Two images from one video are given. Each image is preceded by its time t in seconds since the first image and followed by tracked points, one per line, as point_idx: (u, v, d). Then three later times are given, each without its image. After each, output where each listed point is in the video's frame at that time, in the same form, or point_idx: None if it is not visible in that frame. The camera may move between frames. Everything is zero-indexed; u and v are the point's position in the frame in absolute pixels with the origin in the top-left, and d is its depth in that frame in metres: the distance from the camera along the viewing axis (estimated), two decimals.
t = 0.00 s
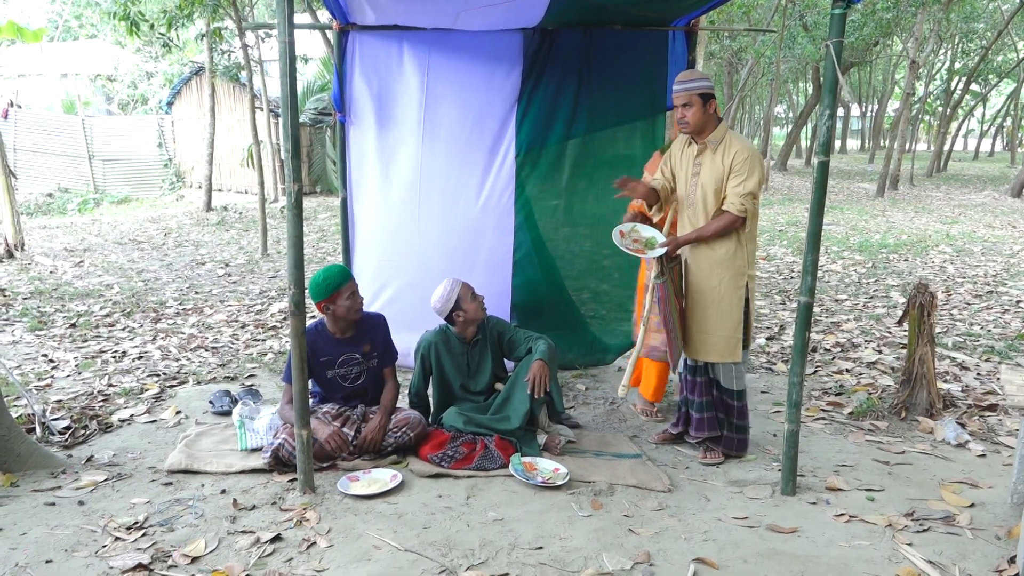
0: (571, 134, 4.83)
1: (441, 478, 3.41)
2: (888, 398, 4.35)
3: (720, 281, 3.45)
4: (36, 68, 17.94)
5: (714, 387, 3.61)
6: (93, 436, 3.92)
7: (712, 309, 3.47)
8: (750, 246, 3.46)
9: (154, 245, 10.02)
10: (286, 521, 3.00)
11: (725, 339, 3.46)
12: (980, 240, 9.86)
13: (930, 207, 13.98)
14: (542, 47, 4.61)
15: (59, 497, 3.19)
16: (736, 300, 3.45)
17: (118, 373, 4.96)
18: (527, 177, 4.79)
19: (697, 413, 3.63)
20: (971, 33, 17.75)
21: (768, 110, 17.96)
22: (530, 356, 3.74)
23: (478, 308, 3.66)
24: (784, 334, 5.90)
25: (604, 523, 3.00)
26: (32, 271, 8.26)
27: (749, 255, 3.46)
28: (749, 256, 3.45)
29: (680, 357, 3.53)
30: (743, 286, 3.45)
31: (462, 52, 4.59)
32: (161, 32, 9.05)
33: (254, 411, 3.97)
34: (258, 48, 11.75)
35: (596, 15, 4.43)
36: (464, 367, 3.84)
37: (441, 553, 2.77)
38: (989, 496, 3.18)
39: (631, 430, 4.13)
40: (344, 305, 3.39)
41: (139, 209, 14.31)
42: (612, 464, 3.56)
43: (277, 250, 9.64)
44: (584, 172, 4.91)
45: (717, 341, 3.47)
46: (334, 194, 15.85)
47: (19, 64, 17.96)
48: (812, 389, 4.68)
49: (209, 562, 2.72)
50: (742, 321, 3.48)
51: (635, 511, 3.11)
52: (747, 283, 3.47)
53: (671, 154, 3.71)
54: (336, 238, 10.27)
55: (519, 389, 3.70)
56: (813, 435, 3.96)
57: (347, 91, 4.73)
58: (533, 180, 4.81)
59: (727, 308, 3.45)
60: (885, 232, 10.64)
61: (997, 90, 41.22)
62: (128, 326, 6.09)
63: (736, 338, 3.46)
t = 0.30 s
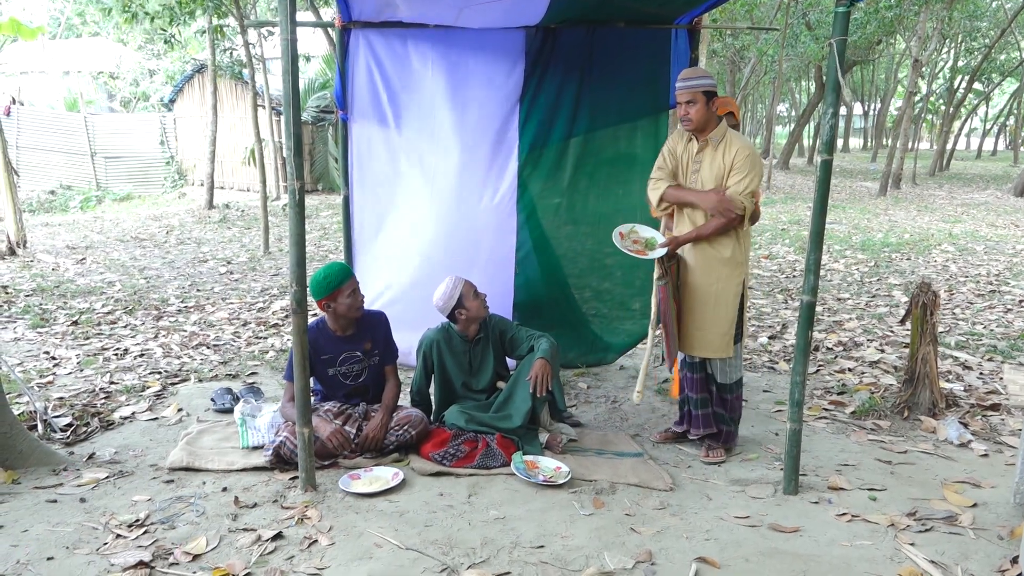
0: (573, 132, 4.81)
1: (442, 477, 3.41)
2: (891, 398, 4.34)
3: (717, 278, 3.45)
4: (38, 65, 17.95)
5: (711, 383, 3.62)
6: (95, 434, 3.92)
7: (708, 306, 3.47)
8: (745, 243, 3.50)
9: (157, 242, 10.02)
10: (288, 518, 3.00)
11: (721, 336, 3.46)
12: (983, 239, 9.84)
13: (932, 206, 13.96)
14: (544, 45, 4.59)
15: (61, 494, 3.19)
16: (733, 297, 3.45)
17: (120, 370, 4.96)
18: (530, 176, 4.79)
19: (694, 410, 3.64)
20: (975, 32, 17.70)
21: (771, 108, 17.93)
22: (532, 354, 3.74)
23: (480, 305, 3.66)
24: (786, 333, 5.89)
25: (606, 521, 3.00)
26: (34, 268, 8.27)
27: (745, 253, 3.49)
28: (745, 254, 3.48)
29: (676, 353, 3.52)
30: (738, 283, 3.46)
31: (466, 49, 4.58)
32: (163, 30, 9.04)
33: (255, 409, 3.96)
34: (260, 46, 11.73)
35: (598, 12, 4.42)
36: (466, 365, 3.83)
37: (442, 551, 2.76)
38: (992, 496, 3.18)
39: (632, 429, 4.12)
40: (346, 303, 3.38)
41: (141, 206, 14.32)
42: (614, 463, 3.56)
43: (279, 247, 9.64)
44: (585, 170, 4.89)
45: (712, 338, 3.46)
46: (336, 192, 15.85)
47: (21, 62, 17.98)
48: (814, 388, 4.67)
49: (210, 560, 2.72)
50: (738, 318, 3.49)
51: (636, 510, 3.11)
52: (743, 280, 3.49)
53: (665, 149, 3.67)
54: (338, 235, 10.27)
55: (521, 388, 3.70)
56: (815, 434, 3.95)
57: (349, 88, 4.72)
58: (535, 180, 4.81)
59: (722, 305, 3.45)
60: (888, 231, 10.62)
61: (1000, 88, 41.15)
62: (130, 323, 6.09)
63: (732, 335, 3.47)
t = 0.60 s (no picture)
0: (574, 129, 4.81)
1: (442, 473, 3.41)
2: (891, 395, 4.34)
3: (714, 274, 3.45)
4: (39, 60, 17.92)
5: (711, 379, 3.62)
6: (95, 429, 3.92)
7: (706, 301, 3.46)
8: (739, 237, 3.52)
9: (157, 238, 10.02)
10: (287, 514, 3.00)
11: (720, 331, 3.47)
12: (984, 237, 9.83)
13: (934, 203, 13.94)
14: (545, 42, 4.61)
15: (61, 489, 3.20)
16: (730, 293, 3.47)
17: (120, 366, 4.96)
18: (531, 173, 4.79)
19: (697, 406, 3.64)
20: (977, 29, 17.64)
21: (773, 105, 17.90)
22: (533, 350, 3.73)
23: (481, 301, 3.65)
24: (787, 330, 5.88)
25: (605, 518, 3.00)
26: (35, 263, 8.27)
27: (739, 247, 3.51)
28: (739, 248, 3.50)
29: (676, 350, 3.52)
30: (734, 278, 3.47)
31: (467, 45, 4.58)
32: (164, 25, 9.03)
33: (256, 404, 3.96)
34: (262, 41, 11.71)
35: (599, 9, 4.40)
36: (467, 361, 3.83)
37: (442, 547, 2.77)
38: (992, 493, 3.18)
39: (633, 425, 4.12)
40: (342, 300, 3.38)
41: (141, 201, 14.31)
42: (614, 459, 3.56)
43: (280, 243, 9.63)
44: (586, 166, 4.89)
45: (711, 333, 3.47)
46: (337, 188, 15.84)
47: (22, 56, 17.95)
48: (815, 385, 4.67)
49: (210, 555, 2.72)
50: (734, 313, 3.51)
51: (636, 507, 3.11)
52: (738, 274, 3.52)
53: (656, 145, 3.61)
54: (339, 231, 10.27)
55: (521, 384, 3.70)
56: (815, 431, 3.95)
57: (349, 84, 4.68)
58: (537, 176, 4.81)
59: (719, 300, 3.46)
60: (889, 228, 10.60)
61: (1003, 85, 41.09)
62: (130, 319, 6.09)
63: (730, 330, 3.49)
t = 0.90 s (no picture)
0: (572, 127, 4.80)
1: (440, 472, 3.41)
2: (888, 394, 4.34)
3: (703, 272, 3.45)
4: (36, 58, 17.87)
5: (704, 378, 3.62)
6: (92, 428, 3.91)
7: (697, 299, 3.46)
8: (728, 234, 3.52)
9: (155, 236, 10.00)
10: (284, 513, 3.00)
11: (711, 329, 3.46)
12: (981, 235, 9.84)
13: (931, 202, 13.96)
14: (543, 40, 4.61)
15: (57, 488, 3.19)
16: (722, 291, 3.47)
17: (117, 364, 4.95)
18: (529, 172, 4.79)
19: (690, 405, 3.64)
20: (975, 27, 17.66)
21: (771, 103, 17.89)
22: (531, 350, 3.72)
23: (479, 300, 3.65)
24: (784, 328, 5.88)
25: (603, 516, 3.00)
26: (32, 261, 8.24)
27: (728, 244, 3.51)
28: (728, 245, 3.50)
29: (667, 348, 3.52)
30: (723, 274, 3.47)
31: (466, 45, 4.58)
32: (161, 23, 9.01)
33: (253, 403, 3.95)
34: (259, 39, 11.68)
35: (597, 8, 4.40)
36: (464, 360, 3.83)
37: (439, 546, 2.76)
38: (989, 492, 3.18)
39: (630, 424, 4.12)
40: (325, 308, 3.38)
41: (139, 200, 14.28)
42: (611, 458, 3.55)
43: (278, 242, 9.62)
44: (584, 165, 4.88)
45: (701, 330, 3.47)
46: (335, 186, 15.82)
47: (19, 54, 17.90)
48: (812, 384, 4.67)
49: (207, 554, 2.72)
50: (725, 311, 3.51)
51: (634, 506, 3.11)
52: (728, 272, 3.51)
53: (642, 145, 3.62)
54: (336, 230, 10.26)
55: (519, 382, 3.69)
56: (813, 429, 3.95)
57: (347, 83, 4.65)
58: (534, 175, 4.81)
59: (710, 297, 3.45)
60: (887, 227, 10.62)
61: (1000, 84, 41.11)
62: (127, 317, 6.07)
63: (721, 327, 3.49)
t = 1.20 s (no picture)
0: (567, 126, 4.80)
1: (434, 471, 3.40)
2: (882, 393, 4.35)
3: (695, 271, 3.45)
4: (30, 57, 17.80)
5: (686, 378, 3.64)
6: (85, 428, 3.90)
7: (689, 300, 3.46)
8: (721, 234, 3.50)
9: (149, 236, 9.97)
10: (278, 513, 2.99)
11: (703, 329, 3.46)
12: (976, 234, 9.87)
13: (925, 200, 14.01)
14: (538, 39, 4.60)
15: (50, 489, 3.18)
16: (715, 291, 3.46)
17: (111, 364, 4.93)
18: (524, 170, 4.79)
19: (671, 405, 3.65)
20: (970, 27, 17.70)
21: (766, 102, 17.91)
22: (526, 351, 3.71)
23: (474, 300, 3.64)
24: (779, 327, 5.89)
25: (597, 516, 3.00)
26: (26, 261, 8.21)
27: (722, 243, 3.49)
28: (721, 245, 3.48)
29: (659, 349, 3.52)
30: (717, 273, 3.46)
31: (460, 43, 4.57)
32: (155, 21, 8.97)
33: (247, 403, 3.93)
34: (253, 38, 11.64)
35: (593, 6, 4.40)
36: (459, 359, 3.82)
37: (433, 546, 2.76)
38: (982, 490, 3.19)
39: (625, 423, 4.12)
40: (347, 315, 3.37)
41: (134, 199, 14.24)
42: (606, 457, 3.55)
43: (273, 241, 9.60)
44: (580, 164, 4.88)
45: (694, 330, 3.47)
46: (330, 185, 15.79)
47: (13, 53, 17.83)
48: (806, 382, 4.68)
49: (200, 555, 2.71)
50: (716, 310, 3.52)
51: (628, 505, 3.11)
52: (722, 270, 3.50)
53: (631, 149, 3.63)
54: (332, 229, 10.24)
55: (513, 381, 3.69)
56: (806, 428, 3.96)
57: (342, 81, 4.60)
58: (530, 174, 4.80)
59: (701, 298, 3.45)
60: (881, 226, 10.64)
61: (995, 83, 41.22)
62: (121, 317, 6.05)
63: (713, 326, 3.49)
